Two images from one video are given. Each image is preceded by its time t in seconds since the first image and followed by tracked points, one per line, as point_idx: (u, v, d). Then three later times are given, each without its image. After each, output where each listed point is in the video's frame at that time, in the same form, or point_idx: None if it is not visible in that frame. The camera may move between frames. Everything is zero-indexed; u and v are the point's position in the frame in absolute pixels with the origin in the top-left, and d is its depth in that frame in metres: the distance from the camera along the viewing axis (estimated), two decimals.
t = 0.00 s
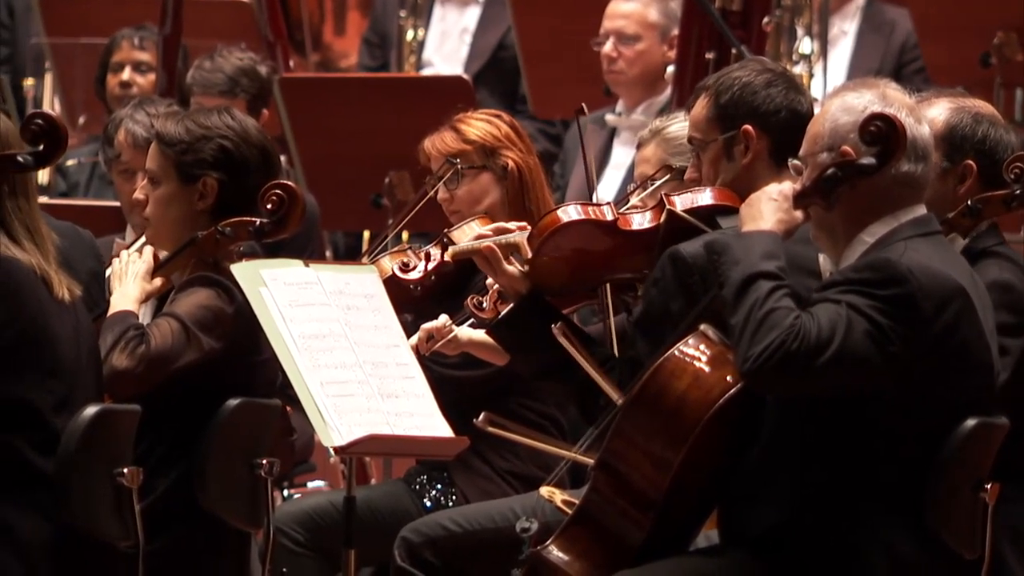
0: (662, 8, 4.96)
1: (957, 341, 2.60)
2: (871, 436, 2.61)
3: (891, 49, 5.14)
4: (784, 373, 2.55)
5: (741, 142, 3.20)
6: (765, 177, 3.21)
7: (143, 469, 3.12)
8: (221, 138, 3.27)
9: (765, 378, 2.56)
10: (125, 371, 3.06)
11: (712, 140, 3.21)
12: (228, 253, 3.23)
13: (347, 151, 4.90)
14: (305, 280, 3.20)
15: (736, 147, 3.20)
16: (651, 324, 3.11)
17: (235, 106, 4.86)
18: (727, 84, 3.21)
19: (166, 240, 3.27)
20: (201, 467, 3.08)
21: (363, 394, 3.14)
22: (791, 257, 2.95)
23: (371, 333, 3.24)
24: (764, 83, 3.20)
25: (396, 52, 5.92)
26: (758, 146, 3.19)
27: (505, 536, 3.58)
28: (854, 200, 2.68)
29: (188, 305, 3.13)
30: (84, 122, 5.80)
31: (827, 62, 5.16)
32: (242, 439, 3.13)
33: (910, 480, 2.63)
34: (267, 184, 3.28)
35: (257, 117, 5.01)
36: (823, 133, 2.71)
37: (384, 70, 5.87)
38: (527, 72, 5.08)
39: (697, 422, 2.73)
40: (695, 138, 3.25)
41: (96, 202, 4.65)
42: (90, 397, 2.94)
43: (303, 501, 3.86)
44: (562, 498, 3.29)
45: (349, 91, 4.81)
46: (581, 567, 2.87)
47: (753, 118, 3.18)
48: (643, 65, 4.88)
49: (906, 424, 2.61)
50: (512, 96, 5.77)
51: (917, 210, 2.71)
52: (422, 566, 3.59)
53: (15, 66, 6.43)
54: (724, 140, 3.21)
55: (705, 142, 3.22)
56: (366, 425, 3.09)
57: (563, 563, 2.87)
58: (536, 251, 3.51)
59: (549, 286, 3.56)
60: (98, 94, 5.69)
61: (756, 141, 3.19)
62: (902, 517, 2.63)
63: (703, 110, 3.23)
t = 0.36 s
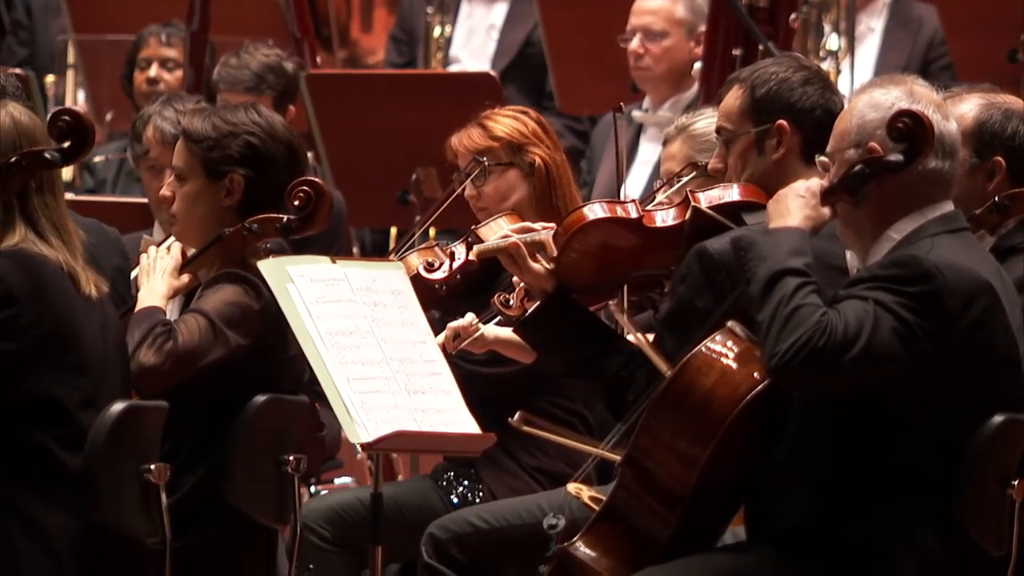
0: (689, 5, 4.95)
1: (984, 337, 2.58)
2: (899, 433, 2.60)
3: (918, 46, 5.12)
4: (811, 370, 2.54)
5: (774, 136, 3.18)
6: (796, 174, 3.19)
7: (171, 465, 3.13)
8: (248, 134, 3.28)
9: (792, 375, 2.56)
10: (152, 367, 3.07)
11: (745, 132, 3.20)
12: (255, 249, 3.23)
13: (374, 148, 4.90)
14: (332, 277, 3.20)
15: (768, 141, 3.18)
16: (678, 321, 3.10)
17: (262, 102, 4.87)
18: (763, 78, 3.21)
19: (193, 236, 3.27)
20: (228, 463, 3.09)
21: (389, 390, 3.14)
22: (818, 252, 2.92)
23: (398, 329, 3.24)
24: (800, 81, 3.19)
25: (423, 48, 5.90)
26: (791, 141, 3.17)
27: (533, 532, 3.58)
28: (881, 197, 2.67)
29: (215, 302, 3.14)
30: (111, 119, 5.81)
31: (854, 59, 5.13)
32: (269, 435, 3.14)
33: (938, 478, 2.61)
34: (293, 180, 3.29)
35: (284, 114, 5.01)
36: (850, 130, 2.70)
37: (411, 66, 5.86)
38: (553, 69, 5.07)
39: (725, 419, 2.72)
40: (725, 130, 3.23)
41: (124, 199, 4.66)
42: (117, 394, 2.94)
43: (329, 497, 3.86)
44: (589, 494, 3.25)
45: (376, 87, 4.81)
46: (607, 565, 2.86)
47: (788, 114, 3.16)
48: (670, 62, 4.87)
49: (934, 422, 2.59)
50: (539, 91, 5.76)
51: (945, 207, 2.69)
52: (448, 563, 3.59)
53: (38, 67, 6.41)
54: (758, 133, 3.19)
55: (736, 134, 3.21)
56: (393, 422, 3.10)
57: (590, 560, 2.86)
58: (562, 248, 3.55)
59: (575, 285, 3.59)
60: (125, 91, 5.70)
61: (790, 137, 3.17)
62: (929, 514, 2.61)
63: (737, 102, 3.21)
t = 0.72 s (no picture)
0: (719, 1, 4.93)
1: (1017, 333, 2.55)
2: (929, 431, 2.58)
3: (948, 43, 5.09)
4: (840, 368, 2.53)
5: (807, 132, 3.18)
6: (826, 172, 3.20)
7: (201, 462, 3.15)
8: (277, 131, 3.28)
9: (821, 373, 2.55)
10: (182, 365, 3.08)
11: (778, 125, 3.20)
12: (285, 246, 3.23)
13: (404, 145, 4.91)
14: (361, 274, 3.20)
15: (801, 137, 3.19)
16: (709, 318, 3.10)
17: (291, 100, 4.87)
18: (802, 73, 3.21)
19: (223, 233, 3.28)
20: (258, 460, 3.10)
21: (419, 387, 3.14)
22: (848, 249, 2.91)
23: (428, 326, 3.24)
24: (838, 80, 3.19)
25: (453, 45, 5.90)
26: (824, 139, 3.18)
27: (562, 529, 3.57)
28: (910, 194, 2.65)
29: (246, 299, 3.15)
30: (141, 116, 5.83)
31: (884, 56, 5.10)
32: (299, 431, 3.15)
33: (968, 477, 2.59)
34: (323, 177, 3.30)
35: (314, 111, 5.02)
36: (880, 126, 2.69)
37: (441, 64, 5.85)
38: (583, 66, 5.07)
39: (755, 416, 2.71)
40: (759, 120, 3.23)
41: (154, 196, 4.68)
42: (148, 390, 2.95)
43: (360, 494, 3.86)
44: (619, 491, 3.26)
45: (407, 85, 4.82)
46: (637, 562, 2.86)
47: (823, 112, 3.17)
48: (700, 59, 4.85)
49: (966, 421, 2.57)
50: (569, 88, 5.75)
51: (975, 203, 2.67)
52: (479, 560, 3.60)
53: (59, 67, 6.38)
54: (791, 127, 3.19)
55: (770, 126, 3.21)
56: (423, 419, 3.10)
57: (621, 557, 2.86)
58: (591, 246, 3.52)
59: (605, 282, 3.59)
60: (155, 88, 5.71)
61: (823, 134, 3.18)
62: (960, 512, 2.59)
63: (773, 94, 3.22)
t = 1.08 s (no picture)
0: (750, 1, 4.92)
1: None
2: (960, 430, 2.55)
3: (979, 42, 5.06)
4: (871, 368, 2.52)
5: (838, 132, 3.18)
6: (857, 172, 3.19)
7: (231, 462, 3.16)
8: (307, 131, 3.29)
9: (851, 374, 2.53)
10: (211, 365, 3.10)
11: (809, 123, 3.19)
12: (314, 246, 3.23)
13: (434, 145, 4.91)
14: (391, 274, 3.20)
15: (833, 136, 3.18)
16: (739, 318, 3.08)
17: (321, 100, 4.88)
18: (834, 73, 3.19)
19: (252, 233, 3.28)
20: (288, 460, 3.10)
21: (449, 387, 3.14)
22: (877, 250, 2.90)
23: (458, 326, 3.24)
24: (870, 80, 3.19)
25: (483, 46, 5.87)
26: (855, 138, 3.18)
27: (593, 528, 3.56)
28: (940, 193, 2.63)
29: (274, 299, 3.15)
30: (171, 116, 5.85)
31: (913, 57, 5.05)
32: (329, 430, 3.15)
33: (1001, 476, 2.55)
34: (352, 177, 3.30)
35: (344, 111, 5.03)
36: (911, 126, 2.68)
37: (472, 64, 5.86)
38: (613, 66, 5.06)
39: (784, 416, 2.71)
40: (790, 118, 3.21)
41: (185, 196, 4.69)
42: (179, 390, 2.96)
43: (390, 494, 3.87)
44: (648, 491, 3.24)
45: (437, 85, 4.82)
46: (667, 562, 2.85)
47: (854, 112, 3.17)
48: (730, 58, 4.84)
49: (997, 422, 2.54)
50: (599, 88, 5.75)
51: (1006, 204, 2.65)
52: (510, 560, 3.59)
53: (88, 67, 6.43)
54: (822, 126, 3.18)
55: (801, 124, 3.20)
56: (452, 419, 3.10)
57: (650, 557, 2.86)
58: (622, 246, 3.51)
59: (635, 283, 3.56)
60: (186, 87, 5.74)
61: (854, 134, 3.18)
62: (994, 513, 2.55)
63: (806, 93, 3.20)
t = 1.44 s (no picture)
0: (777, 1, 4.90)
1: None
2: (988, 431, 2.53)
3: (1007, 42, 5.02)
4: (896, 369, 2.51)
5: (867, 132, 3.17)
6: (885, 172, 3.18)
7: (257, 462, 3.16)
8: (330, 131, 3.29)
9: (877, 374, 2.53)
10: (238, 374, 3.10)
11: (838, 123, 3.18)
12: (339, 246, 3.26)
13: (461, 146, 4.90)
14: (418, 274, 3.21)
15: (861, 136, 3.17)
16: (765, 318, 3.08)
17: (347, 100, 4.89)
18: (862, 73, 3.18)
19: (278, 233, 3.30)
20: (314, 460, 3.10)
21: (475, 387, 3.14)
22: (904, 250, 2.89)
23: (484, 326, 3.24)
24: (899, 80, 3.17)
25: (510, 45, 5.92)
26: (884, 138, 3.16)
27: (619, 528, 3.55)
28: (966, 194, 2.61)
29: (300, 301, 3.16)
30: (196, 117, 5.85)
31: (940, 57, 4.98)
32: (355, 430, 3.15)
33: None
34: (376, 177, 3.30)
35: (371, 111, 5.04)
36: (935, 127, 2.67)
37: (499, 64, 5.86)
38: (639, 66, 5.05)
39: (811, 415, 2.71)
40: (818, 118, 3.20)
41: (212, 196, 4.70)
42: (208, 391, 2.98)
43: (416, 493, 3.87)
44: (675, 491, 3.24)
45: (463, 85, 4.82)
46: (693, 562, 2.84)
47: (882, 111, 3.16)
48: (757, 58, 4.82)
49: None
50: (626, 88, 5.73)
51: None
52: (535, 559, 3.59)
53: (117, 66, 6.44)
54: (851, 125, 3.17)
55: (829, 124, 3.19)
56: (479, 419, 3.10)
57: (676, 557, 2.85)
58: (650, 246, 3.50)
59: (665, 283, 3.57)
60: (213, 87, 5.74)
61: (883, 133, 3.16)
62: None
63: (834, 93, 3.20)
